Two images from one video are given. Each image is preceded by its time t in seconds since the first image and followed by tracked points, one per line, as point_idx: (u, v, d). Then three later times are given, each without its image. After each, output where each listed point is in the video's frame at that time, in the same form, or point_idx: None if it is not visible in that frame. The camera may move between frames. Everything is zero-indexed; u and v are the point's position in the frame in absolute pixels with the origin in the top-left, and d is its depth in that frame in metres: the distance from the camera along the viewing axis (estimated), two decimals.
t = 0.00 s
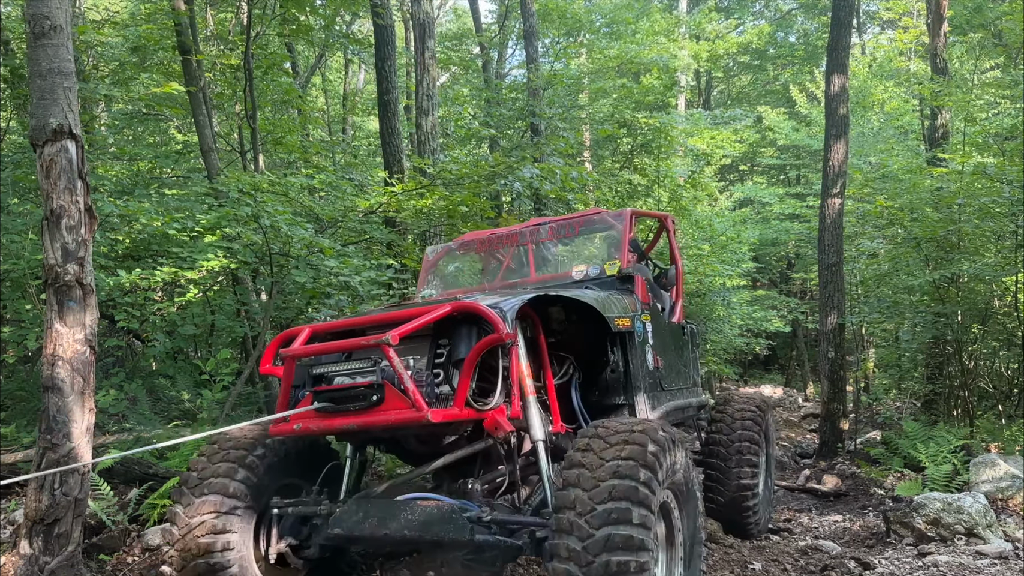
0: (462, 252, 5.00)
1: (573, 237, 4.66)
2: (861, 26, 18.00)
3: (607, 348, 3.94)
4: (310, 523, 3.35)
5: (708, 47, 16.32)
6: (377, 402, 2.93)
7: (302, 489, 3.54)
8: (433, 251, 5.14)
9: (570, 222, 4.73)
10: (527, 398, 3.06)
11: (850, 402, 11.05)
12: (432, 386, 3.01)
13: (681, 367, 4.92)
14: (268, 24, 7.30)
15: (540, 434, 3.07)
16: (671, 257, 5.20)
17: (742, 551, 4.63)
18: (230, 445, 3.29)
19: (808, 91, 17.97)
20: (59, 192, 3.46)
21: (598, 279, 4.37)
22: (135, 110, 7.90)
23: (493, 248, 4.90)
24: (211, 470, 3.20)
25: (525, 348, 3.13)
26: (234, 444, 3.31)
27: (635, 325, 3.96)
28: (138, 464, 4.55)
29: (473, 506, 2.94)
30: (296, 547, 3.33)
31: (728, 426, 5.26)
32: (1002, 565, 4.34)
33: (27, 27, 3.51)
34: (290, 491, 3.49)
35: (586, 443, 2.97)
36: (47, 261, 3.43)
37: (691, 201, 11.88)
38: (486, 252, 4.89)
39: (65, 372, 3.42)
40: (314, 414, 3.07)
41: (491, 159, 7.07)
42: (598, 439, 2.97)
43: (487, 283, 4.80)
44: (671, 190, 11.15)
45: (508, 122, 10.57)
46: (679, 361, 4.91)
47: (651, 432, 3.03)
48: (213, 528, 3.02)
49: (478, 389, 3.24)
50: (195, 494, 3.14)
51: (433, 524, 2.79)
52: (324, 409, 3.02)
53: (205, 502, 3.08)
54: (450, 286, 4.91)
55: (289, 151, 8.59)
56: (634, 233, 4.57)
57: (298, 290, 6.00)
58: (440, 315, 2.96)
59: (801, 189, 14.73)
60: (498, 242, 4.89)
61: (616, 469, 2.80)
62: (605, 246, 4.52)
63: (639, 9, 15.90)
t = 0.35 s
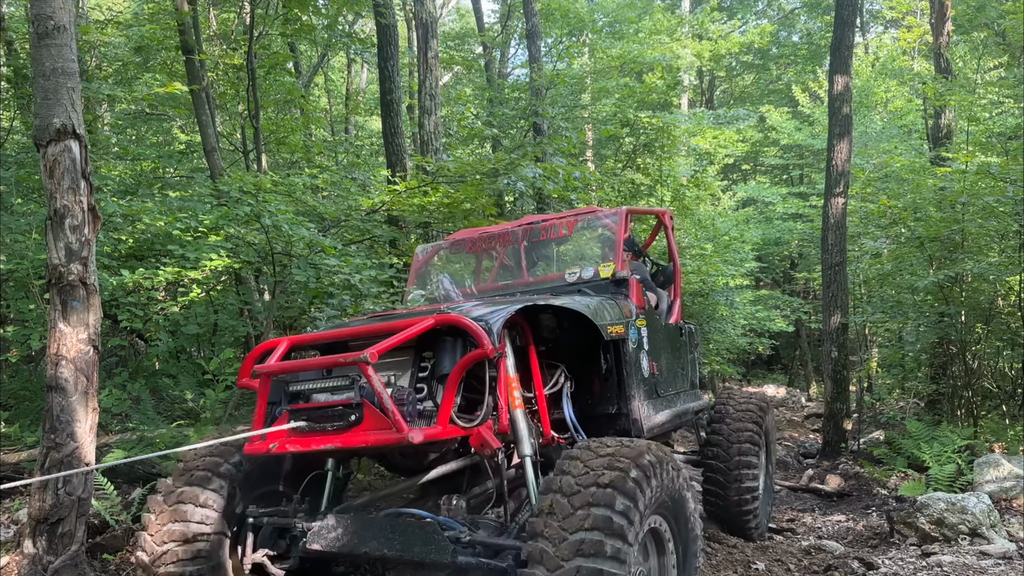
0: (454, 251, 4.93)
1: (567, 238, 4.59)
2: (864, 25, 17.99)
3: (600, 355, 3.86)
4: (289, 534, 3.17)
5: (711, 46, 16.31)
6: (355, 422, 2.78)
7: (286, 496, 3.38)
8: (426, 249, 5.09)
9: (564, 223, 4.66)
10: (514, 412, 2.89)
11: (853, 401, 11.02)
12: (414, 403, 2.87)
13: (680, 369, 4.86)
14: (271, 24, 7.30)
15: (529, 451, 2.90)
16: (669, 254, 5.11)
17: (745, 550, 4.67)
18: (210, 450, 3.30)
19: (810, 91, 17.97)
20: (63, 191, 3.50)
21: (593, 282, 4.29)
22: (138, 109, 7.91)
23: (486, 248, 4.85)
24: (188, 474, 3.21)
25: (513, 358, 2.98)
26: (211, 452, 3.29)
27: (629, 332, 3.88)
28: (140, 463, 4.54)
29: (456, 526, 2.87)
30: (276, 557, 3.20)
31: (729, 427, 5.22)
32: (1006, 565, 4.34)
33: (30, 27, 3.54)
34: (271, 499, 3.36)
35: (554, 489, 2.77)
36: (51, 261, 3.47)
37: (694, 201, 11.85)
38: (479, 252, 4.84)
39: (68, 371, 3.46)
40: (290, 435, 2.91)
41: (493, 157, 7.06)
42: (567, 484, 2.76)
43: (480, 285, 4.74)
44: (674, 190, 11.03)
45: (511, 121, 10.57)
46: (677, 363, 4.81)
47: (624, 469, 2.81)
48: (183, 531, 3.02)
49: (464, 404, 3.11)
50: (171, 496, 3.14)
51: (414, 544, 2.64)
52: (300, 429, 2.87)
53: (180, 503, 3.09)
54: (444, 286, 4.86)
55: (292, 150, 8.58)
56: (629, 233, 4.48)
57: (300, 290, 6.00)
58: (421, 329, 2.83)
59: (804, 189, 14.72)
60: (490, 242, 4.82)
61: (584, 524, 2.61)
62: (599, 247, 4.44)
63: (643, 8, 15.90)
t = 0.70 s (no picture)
0: (456, 250, 4.92)
1: (567, 241, 4.56)
2: (867, 23, 17.97)
3: (594, 366, 3.80)
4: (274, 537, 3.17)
5: (713, 45, 16.28)
6: (334, 434, 2.69)
7: (274, 497, 3.41)
8: (428, 248, 5.07)
9: (565, 226, 4.64)
10: (503, 422, 2.91)
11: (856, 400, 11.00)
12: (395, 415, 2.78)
13: (683, 379, 4.79)
14: (273, 24, 7.30)
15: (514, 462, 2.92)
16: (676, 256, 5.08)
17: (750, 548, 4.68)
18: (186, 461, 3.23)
19: (813, 90, 17.95)
20: (65, 190, 3.52)
21: (592, 288, 4.22)
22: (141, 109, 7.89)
23: (486, 248, 4.83)
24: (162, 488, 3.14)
25: (503, 369, 2.98)
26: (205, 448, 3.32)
27: (626, 341, 3.80)
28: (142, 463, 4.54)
29: (434, 537, 2.78)
30: (261, 559, 3.27)
31: (733, 429, 5.17)
32: (1010, 564, 4.33)
33: (33, 26, 3.55)
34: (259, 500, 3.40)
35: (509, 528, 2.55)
36: (54, 259, 3.49)
37: (696, 200, 11.82)
38: (479, 252, 4.82)
39: (71, 371, 3.47)
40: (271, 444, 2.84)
41: (496, 156, 7.05)
42: (520, 523, 2.54)
43: (480, 285, 4.72)
44: (676, 189, 10.95)
45: (513, 120, 10.55)
46: (679, 369, 4.74)
47: (582, 501, 2.60)
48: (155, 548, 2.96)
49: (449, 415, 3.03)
50: (143, 512, 3.08)
51: (393, 556, 2.59)
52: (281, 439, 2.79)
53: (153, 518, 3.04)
54: (443, 285, 4.86)
55: (294, 150, 8.57)
56: (630, 238, 4.42)
57: (303, 289, 6.00)
58: (406, 339, 2.73)
59: (807, 188, 14.69)
60: (492, 242, 4.81)
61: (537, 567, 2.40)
62: (600, 251, 4.39)
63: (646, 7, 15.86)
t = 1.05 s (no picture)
0: (448, 251, 4.81)
1: (558, 243, 4.45)
2: (869, 22, 17.94)
3: (574, 375, 3.67)
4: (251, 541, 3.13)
5: (715, 44, 16.26)
6: (296, 445, 2.64)
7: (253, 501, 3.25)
8: (421, 248, 4.96)
9: (557, 228, 4.51)
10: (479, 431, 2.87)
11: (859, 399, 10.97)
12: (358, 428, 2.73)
13: (677, 384, 4.67)
14: (274, 23, 7.30)
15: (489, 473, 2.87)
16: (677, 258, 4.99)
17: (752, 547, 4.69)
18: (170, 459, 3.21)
19: (814, 88, 17.93)
20: (66, 190, 3.54)
21: (580, 292, 4.17)
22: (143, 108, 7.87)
23: (478, 249, 4.72)
24: (144, 486, 3.13)
25: (478, 379, 2.93)
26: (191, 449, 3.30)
27: (609, 349, 3.71)
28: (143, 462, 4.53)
29: (401, 550, 2.74)
30: (240, 564, 3.17)
31: (733, 431, 5.18)
32: (1012, 563, 4.32)
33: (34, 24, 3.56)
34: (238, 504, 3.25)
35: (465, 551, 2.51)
36: (55, 258, 3.51)
37: (699, 199, 11.79)
38: (470, 253, 4.72)
39: (72, 370, 3.50)
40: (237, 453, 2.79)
41: (498, 155, 7.03)
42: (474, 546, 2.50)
43: (471, 288, 4.61)
44: (678, 187, 10.87)
45: (515, 119, 10.54)
46: (673, 373, 4.64)
47: (540, 526, 2.54)
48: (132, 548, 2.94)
49: (422, 425, 2.93)
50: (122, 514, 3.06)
51: (359, 568, 2.53)
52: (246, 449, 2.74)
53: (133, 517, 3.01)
54: (434, 287, 4.75)
55: (296, 148, 8.56)
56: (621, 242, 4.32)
57: (304, 288, 5.99)
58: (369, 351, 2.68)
59: (809, 187, 14.66)
60: (484, 244, 4.69)
61: (500, 569, 2.40)
62: (590, 255, 4.30)
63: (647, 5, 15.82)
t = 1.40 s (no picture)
0: (438, 246, 4.76)
1: (547, 238, 4.36)
2: (872, 20, 17.91)
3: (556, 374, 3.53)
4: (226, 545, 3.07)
5: (718, 42, 16.23)
6: (260, 450, 2.56)
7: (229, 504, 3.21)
8: (410, 245, 4.92)
9: (546, 222, 4.42)
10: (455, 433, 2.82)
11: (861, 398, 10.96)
12: (328, 428, 2.62)
13: (670, 382, 4.52)
14: (275, 21, 7.30)
15: (464, 474, 2.84)
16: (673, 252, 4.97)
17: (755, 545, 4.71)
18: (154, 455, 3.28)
19: (817, 86, 17.91)
20: (69, 189, 3.96)
21: (567, 289, 4.06)
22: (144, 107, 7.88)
23: (466, 244, 4.65)
24: (128, 477, 3.18)
25: (455, 379, 2.90)
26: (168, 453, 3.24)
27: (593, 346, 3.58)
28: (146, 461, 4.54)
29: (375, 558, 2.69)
30: (214, 569, 3.12)
31: (730, 429, 5.17)
32: (1015, 562, 4.31)
33: (38, 24, 3.97)
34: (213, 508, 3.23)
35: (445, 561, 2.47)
36: (59, 258, 3.94)
37: (701, 197, 11.76)
38: (458, 249, 4.65)
39: (75, 368, 3.93)
40: (203, 456, 2.72)
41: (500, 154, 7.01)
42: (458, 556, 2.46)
43: (458, 284, 4.55)
44: (681, 186, 10.71)
45: (517, 117, 10.50)
46: (666, 370, 4.50)
47: (524, 538, 2.51)
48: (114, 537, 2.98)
49: (395, 426, 2.86)
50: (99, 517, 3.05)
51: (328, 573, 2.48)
52: (210, 453, 2.67)
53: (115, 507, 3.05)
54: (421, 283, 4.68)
55: (298, 147, 8.56)
56: (611, 236, 4.20)
57: (307, 287, 6.00)
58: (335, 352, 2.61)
59: (811, 185, 14.65)
60: (472, 239, 4.62)
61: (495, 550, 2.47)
62: (579, 250, 4.20)
63: (650, 3, 15.78)
